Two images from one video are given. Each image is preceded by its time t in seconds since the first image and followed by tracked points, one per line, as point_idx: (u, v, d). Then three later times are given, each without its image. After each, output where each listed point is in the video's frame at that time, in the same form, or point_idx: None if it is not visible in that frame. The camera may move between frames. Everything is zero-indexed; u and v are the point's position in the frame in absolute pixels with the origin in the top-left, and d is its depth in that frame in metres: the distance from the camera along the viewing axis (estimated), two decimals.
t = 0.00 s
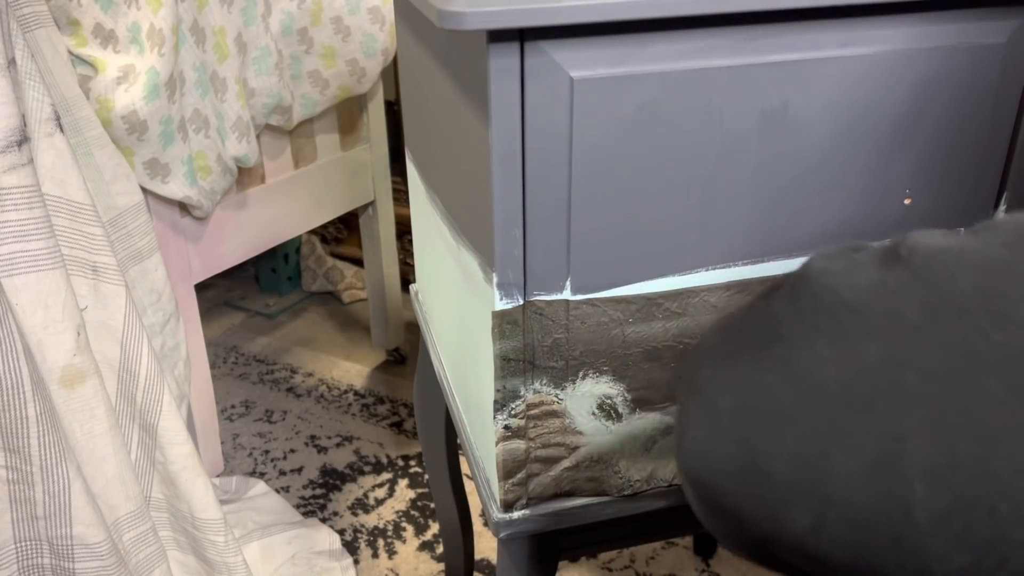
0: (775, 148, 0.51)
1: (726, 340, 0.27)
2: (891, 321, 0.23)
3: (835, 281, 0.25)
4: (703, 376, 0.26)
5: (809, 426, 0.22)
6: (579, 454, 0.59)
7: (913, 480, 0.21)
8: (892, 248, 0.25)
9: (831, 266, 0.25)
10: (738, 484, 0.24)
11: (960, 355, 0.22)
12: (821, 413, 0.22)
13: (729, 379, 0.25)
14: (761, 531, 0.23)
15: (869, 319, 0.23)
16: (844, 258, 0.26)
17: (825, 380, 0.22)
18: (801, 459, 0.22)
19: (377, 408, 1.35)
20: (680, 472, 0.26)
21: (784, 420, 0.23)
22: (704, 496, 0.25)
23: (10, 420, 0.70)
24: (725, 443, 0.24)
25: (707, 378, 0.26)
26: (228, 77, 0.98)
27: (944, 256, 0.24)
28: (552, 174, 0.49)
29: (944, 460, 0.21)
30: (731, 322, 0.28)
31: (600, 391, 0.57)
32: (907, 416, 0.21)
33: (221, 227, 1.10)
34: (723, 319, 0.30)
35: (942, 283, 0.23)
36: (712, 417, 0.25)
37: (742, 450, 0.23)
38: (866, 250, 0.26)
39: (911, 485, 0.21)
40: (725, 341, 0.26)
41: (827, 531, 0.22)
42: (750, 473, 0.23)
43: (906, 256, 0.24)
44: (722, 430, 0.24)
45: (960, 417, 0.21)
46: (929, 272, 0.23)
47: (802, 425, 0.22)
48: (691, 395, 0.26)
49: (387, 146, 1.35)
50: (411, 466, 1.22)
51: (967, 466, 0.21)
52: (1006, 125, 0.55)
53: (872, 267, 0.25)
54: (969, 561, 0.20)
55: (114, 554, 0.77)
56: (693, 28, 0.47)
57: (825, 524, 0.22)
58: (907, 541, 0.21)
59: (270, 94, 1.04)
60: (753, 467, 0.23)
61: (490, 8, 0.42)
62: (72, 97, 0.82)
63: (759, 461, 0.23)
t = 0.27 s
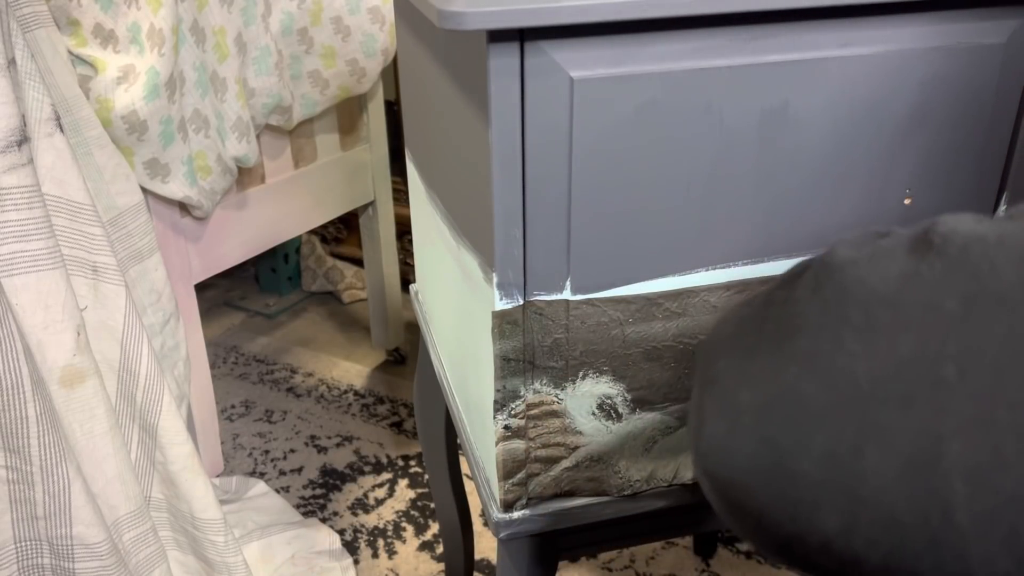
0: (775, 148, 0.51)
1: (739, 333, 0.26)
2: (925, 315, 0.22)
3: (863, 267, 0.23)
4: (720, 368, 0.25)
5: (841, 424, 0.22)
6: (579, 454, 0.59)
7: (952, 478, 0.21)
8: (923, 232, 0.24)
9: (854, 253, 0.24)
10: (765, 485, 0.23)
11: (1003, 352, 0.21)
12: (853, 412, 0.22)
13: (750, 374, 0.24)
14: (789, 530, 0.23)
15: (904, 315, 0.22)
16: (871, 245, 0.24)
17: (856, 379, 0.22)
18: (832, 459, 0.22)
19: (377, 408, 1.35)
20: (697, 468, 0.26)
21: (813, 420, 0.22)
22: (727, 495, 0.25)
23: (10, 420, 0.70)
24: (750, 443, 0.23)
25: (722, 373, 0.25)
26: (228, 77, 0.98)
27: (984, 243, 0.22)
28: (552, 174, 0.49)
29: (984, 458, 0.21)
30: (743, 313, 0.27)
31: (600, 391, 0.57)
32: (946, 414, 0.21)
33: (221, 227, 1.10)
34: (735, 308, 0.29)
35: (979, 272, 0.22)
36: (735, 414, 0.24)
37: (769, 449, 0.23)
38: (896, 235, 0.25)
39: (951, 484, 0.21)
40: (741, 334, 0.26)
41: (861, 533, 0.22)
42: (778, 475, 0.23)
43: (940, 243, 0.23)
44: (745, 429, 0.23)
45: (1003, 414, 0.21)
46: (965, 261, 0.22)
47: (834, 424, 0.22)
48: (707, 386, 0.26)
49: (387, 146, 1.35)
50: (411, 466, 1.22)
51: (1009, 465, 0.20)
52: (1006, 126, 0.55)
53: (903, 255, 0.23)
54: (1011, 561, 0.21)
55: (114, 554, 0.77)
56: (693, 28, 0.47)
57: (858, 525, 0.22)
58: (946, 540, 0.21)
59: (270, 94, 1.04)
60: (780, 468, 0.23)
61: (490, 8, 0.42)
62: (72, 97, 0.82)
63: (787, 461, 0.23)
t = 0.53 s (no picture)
0: (775, 148, 0.51)
1: (762, 317, 0.27)
2: (935, 293, 0.22)
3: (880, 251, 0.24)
4: (740, 351, 0.27)
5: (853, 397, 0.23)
6: (579, 454, 0.59)
7: (958, 447, 0.21)
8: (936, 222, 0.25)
9: (875, 238, 0.25)
10: (782, 460, 0.24)
11: (1012, 326, 0.21)
12: (864, 386, 0.22)
13: (771, 353, 0.25)
14: (803, 501, 0.24)
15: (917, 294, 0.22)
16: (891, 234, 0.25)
17: (868, 354, 0.23)
18: (845, 431, 0.23)
19: (377, 408, 1.35)
20: (714, 446, 0.27)
21: (828, 394, 0.23)
22: (744, 470, 0.25)
23: (10, 420, 0.70)
24: (769, 418, 0.24)
25: (742, 355, 0.26)
26: (228, 77, 0.98)
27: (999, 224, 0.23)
28: (552, 174, 0.49)
29: (989, 426, 0.20)
30: (763, 301, 0.28)
31: (600, 391, 0.57)
32: (953, 385, 0.21)
33: (221, 227, 1.10)
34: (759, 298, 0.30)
35: (990, 250, 0.22)
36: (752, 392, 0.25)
37: (786, 425, 0.24)
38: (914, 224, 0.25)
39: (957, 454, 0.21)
40: (763, 318, 0.27)
41: (871, 503, 0.22)
42: (794, 448, 0.24)
43: (952, 227, 0.24)
44: (764, 404, 0.24)
45: (1011, 388, 0.20)
46: (976, 241, 0.22)
47: (846, 396, 0.23)
48: (729, 367, 0.27)
49: (387, 146, 1.35)
50: (411, 466, 1.22)
51: (1015, 435, 0.20)
52: (1006, 126, 0.55)
53: (918, 238, 0.24)
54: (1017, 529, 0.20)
55: (114, 554, 0.77)
56: (693, 28, 0.47)
57: (868, 496, 0.22)
58: (954, 508, 0.21)
59: (270, 94, 1.04)
60: (796, 441, 0.24)
61: (490, 8, 0.42)
62: (72, 97, 0.82)
63: (802, 434, 0.23)
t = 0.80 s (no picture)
0: (775, 148, 0.51)
1: (775, 309, 0.28)
2: (934, 283, 0.24)
3: (888, 243, 0.25)
4: (754, 342, 0.27)
5: (861, 380, 0.24)
6: (579, 454, 0.59)
7: (955, 426, 0.22)
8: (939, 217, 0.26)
9: (881, 231, 0.26)
10: (793, 443, 0.25)
11: (1005, 315, 0.22)
12: (869, 370, 0.24)
13: (783, 341, 0.26)
14: (813, 483, 0.25)
15: (918, 284, 0.24)
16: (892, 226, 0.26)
17: (873, 340, 0.24)
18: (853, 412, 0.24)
19: (377, 408, 1.35)
20: (729, 434, 0.28)
21: (838, 377, 0.24)
22: (756, 455, 0.26)
23: (10, 420, 0.70)
24: (782, 403, 0.25)
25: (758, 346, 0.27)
26: (228, 77, 0.98)
27: (994, 219, 0.24)
28: (552, 174, 0.49)
29: (984, 405, 0.22)
30: (776, 297, 0.29)
31: (600, 391, 0.57)
32: (951, 368, 0.23)
33: (221, 227, 1.10)
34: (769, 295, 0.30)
35: (985, 245, 0.24)
36: (765, 378, 0.26)
37: (798, 408, 0.25)
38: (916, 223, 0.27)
39: (953, 432, 0.22)
40: (775, 311, 0.28)
41: (877, 480, 0.23)
42: (805, 431, 0.25)
43: (953, 221, 0.25)
44: (777, 389, 0.25)
45: (1004, 369, 0.22)
46: (972, 235, 0.24)
47: (854, 380, 0.24)
48: (743, 356, 0.28)
49: (387, 146, 1.35)
50: (411, 466, 1.22)
51: (1006, 413, 0.22)
52: (1006, 126, 0.55)
53: (919, 232, 0.25)
54: (1008, 502, 0.22)
55: (113, 554, 0.77)
56: (692, 28, 0.47)
57: (873, 474, 0.23)
58: (951, 483, 0.22)
59: (270, 94, 1.04)
60: (807, 424, 0.25)
61: (490, 8, 0.42)
62: (72, 97, 0.82)
63: (813, 417, 0.24)
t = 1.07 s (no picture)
0: (774, 149, 0.51)
1: (780, 309, 0.27)
2: (939, 286, 0.23)
3: (891, 245, 0.25)
4: (760, 343, 0.27)
5: (866, 382, 0.23)
6: (579, 454, 0.59)
7: (961, 429, 0.22)
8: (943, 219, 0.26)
9: (886, 233, 0.26)
10: (800, 445, 0.25)
11: (1012, 316, 0.22)
12: (876, 373, 0.23)
13: (789, 343, 0.26)
14: (820, 485, 0.24)
15: (924, 287, 0.24)
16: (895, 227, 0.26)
17: (879, 343, 0.24)
18: (859, 415, 0.23)
19: (377, 408, 1.35)
20: (735, 434, 0.27)
21: (845, 378, 0.24)
22: (762, 456, 0.26)
23: (10, 420, 0.70)
24: (788, 404, 0.25)
25: (764, 346, 0.27)
26: (228, 77, 0.98)
27: (998, 220, 0.24)
28: (552, 175, 0.49)
29: (991, 408, 0.22)
30: (780, 296, 0.29)
31: (600, 391, 0.57)
32: (958, 371, 0.22)
33: (221, 227, 1.10)
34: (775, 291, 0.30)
35: (988, 246, 0.23)
36: (771, 379, 0.26)
37: (805, 410, 0.24)
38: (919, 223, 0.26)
39: (960, 435, 0.22)
40: (780, 312, 0.27)
41: (884, 484, 0.23)
42: (811, 432, 0.24)
43: (957, 223, 0.25)
44: (784, 391, 0.25)
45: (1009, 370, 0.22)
46: (976, 240, 0.24)
47: (861, 382, 0.24)
48: (748, 356, 0.27)
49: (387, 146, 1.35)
50: (411, 466, 1.22)
51: (1012, 416, 0.21)
52: (1007, 125, 0.55)
53: (924, 235, 0.25)
54: (1015, 505, 0.21)
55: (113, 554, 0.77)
56: (693, 28, 0.47)
57: (881, 477, 0.23)
58: (958, 486, 0.22)
59: (270, 94, 1.04)
60: (814, 425, 0.24)
61: (490, 8, 0.42)
62: (72, 97, 0.82)
63: (820, 418, 0.24)
